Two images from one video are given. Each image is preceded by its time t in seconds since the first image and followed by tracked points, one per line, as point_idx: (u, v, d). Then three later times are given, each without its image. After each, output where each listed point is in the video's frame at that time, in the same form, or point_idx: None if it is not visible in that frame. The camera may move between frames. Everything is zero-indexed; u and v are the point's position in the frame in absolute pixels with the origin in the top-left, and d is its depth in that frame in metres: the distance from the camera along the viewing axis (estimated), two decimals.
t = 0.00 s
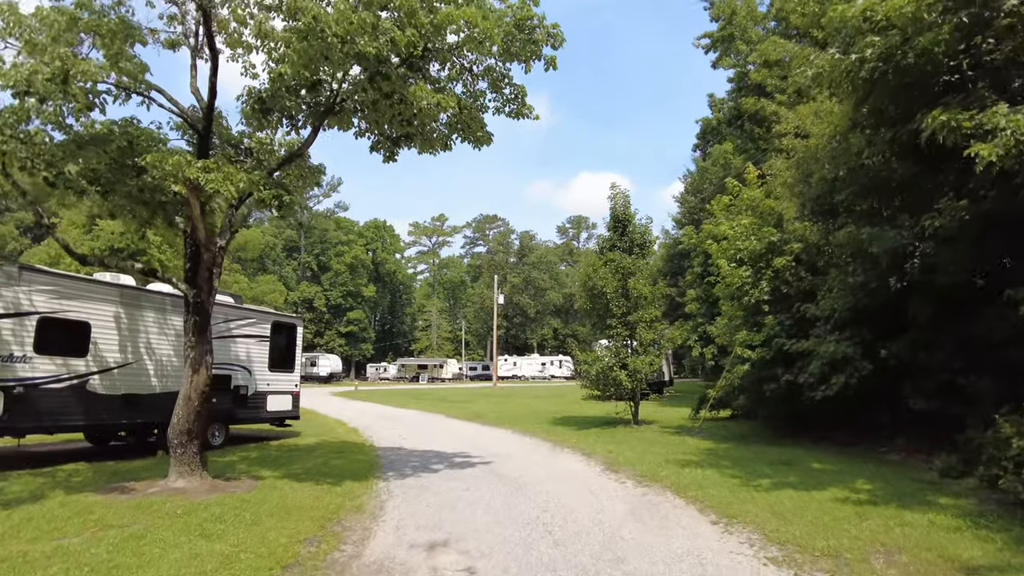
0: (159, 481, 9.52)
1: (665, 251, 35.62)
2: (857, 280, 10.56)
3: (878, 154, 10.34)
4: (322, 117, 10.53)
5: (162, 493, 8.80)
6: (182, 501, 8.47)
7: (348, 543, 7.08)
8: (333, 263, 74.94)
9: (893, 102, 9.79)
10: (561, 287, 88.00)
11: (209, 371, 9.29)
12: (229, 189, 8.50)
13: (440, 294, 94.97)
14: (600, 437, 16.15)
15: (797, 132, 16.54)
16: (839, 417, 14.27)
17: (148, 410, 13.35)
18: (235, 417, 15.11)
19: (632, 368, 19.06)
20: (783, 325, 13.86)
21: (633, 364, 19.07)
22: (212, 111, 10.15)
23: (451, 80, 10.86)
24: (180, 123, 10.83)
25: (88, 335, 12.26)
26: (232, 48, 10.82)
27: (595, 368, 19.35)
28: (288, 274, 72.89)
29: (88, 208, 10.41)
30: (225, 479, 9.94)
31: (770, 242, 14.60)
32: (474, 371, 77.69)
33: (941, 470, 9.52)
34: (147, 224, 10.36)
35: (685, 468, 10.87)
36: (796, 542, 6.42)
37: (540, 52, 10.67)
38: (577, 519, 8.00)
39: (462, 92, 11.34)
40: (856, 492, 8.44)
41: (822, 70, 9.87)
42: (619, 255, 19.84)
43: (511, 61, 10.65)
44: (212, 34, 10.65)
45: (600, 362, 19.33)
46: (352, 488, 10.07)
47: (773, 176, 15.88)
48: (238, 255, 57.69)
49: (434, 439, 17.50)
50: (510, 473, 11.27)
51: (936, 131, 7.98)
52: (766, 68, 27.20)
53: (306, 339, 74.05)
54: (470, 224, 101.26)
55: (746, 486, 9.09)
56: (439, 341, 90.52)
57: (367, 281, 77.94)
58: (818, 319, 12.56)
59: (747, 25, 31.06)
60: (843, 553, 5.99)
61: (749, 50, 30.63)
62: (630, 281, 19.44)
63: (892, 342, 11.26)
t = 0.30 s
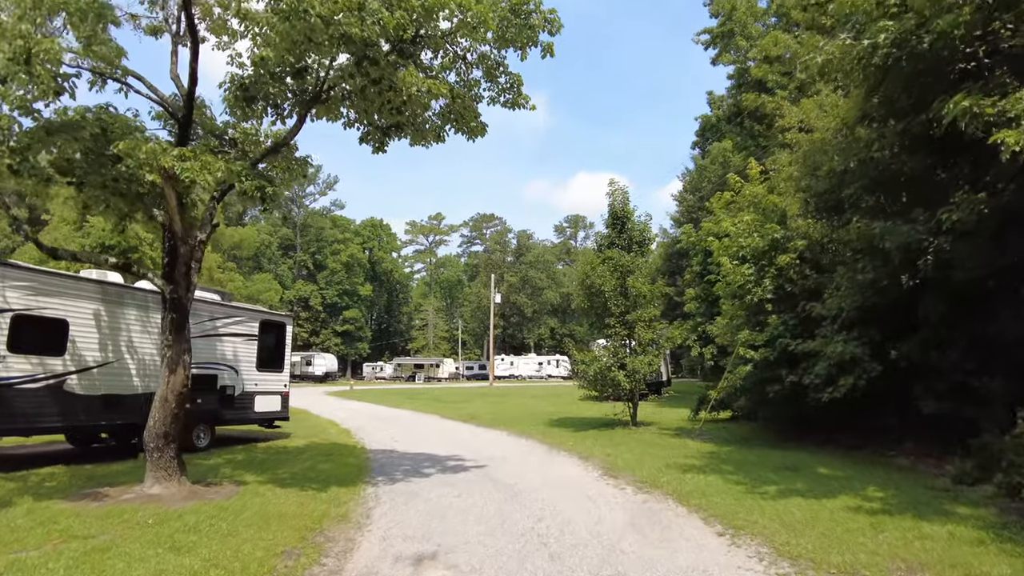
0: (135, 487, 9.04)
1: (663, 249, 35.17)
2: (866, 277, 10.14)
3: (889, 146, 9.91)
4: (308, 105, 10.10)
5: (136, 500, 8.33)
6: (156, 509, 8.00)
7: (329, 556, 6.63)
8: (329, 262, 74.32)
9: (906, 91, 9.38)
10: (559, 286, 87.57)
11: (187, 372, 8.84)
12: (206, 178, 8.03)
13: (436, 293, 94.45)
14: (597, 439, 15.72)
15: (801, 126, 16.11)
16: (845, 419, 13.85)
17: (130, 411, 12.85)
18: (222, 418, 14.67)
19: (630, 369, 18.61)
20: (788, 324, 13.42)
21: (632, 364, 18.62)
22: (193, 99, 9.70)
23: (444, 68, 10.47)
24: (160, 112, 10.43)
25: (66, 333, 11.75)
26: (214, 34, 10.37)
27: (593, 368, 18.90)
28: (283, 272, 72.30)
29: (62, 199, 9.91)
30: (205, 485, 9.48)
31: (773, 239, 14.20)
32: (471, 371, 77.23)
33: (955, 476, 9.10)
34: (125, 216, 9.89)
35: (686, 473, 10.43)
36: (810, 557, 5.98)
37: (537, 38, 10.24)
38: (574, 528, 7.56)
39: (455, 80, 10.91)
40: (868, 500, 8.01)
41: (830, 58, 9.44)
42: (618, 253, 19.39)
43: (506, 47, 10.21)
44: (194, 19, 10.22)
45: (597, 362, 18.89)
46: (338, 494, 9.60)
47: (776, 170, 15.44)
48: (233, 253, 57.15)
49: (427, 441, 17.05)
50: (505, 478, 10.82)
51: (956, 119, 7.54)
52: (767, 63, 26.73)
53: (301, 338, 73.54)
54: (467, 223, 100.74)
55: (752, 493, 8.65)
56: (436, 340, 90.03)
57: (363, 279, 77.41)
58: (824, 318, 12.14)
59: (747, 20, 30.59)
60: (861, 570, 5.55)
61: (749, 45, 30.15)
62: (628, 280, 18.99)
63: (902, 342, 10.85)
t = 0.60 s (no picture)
0: (107, 491, 8.55)
1: (661, 248, 34.73)
2: (876, 270, 9.70)
3: (900, 133, 9.49)
4: (293, 89, 9.65)
5: (106, 504, 7.84)
6: (126, 514, 7.51)
7: (307, 566, 6.15)
8: (325, 261, 73.71)
9: (918, 76, 8.98)
10: (555, 286, 87.14)
11: (162, 369, 8.37)
12: (180, 163, 7.57)
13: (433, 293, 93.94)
14: (595, 439, 15.27)
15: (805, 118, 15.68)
16: (849, 420, 13.40)
17: (109, 411, 12.34)
18: (206, 418, 14.19)
19: (629, 368, 18.17)
20: (791, 321, 12.96)
21: (630, 363, 18.17)
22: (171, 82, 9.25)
23: (434, 52, 10.03)
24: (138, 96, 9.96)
25: (41, 330, 11.26)
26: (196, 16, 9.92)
27: (590, 367, 18.46)
28: (278, 271, 71.75)
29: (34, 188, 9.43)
30: (182, 489, 8.99)
31: (776, 234, 13.78)
32: (467, 371, 76.75)
33: (971, 479, 8.66)
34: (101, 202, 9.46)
35: (688, 476, 9.98)
36: (824, 569, 5.53)
37: (532, 20, 9.79)
38: (570, 536, 7.10)
39: (447, 66, 10.46)
40: (882, 506, 7.55)
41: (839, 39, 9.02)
42: (616, 249, 18.95)
43: (500, 29, 9.77)
44: None
45: (595, 361, 18.44)
46: (322, 499, 9.12)
47: (779, 163, 15.02)
48: (227, 251, 56.61)
49: (420, 441, 16.58)
50: (498, 481, 10.36)
51: (977, 99, 7.09)
52: (767, 57, 26.30)
53: (297, 337, 72.97)
54: (463, 222, 100.25)
55: (758, 498, 8.20)
56: (432, 340, 89.52)
57: (359, 278, 76.88)
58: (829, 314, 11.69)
59: (747, 15, 30.16)
60: None
61: (748, 40, 29.73)
62: (627, 277, 18.54)
63: (912, 339, 10.42)
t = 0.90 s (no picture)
0: (77, 500, 8.04)
1: (661, 246, 34.26)
2: (890, 266, 9.23)
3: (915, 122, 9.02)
4: (281, 76, 9.27)
5: (74, 516, 7.33)
6: (94, 527, 7.01)
7: None
8: (323, 261, 73.12)
9: (934, 60, 8.50)
10: (554, 285, 86.68)
11: (134, 369, 7.88)
12: (152, 151, 7.13)
13: (431, 293, 93.43)
14: (594, 442, 14.78)
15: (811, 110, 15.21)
16: (857, 422, 12.94)
17: (88, 414, 11.82)
18: (192, 421, 13.68)
19: (629, 368, 17.68)
20: (798, 320, 12.48)
21: (630, 363, 17.68)
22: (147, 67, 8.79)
23: (426, 37, 9.58)
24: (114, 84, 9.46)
25: (15, 329, 10.75)
26: None
27: (589, 367, 17.98)
28: (275, 270, 71.26)
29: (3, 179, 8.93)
30: (158, 497, 8.49)
31: (782, 230, 13.35)
32: (466, 371, 76.29)
33: (992, 486, 8.19)
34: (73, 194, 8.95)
35: (693, 483, 9.50)
36: None
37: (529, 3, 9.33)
38: (569, 549, 6.62)
39: (440, 52, 10.00)
40: (902, 517, 7.08)
41: (853, 22, 8.58)
42: (616, 246, 18.46)
43: (495, 13, 9.31)
44: None
45: (594, 361, 17.95)
46: (307, 508, 8.63)
47: (784, 157, 14.54)
48: (223, 251, 56.07)
49: (414, 445, 16.08)
50: (492, 487, 9.88)
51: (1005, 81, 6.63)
52: (769, 52, 25.80)
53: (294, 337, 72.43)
54: (462, 221, 99.75)
55: (770, 507, 7.72)
56: (431, 340, 89.06)
57: (356, 278, 76.34)
58: (839, 312, 11.21)
59: (748, 10, 29.66)
60: None
61: (750, 35, 29.22)
62: (627, 274, 18.06)
63: (926, 338, 9.95)
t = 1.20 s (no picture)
0: (50, 503, 7.59)
1: (663, 244, 33.78)
2: (907, 258, 8.84)
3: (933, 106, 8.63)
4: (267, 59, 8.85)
5: (44, 520, 6.89)
6: (65, 532, 6.58)
7: None
8: (321, 259, 72.63)
9: (954, 40, 8.09)
10: (554, 284, 86.16)
11: (111, 364, 7.46)
12: (126, 131, 6.72)
13: (430, 292, 92.94)
14: (596, 442, 14.33)
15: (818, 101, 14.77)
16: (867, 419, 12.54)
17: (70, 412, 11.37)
18: (180, 420, 13.24)
19: (631, 366, 17.24)
20: (807, 316, 12.05)
21: (632, 361, 17.23)
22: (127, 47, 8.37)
23: (420, 17, 9.14)
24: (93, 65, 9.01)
25: None
26: None
27: (590, 365, 17.52)
28: (273, 269, 70.78)
29: None
30: (137, 500, 8.04)
31: (790, 223, 12.94)
32: (466, 370, 75.84)
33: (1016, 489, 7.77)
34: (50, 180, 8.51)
35: (700, 485, 9.07)
36: None
37: None
38: (571, 556, 6.20)
39: (435, 34, 9.56)
40: (925, 523, 6.65)
41: None
42: (617, 241, 18.01)
43: None
44: None
45: (595, 359, 17.50)
46: (295, 511, 8.19)
47: (791, 148, 14.08)
48: (221, 248, 55.57)
49: (411, 444, 15.64)
50: (490, 489, 9.44)
51: None
52: (773, 45, 25.35)
53: (292, 336, 71.93)
54: (461, 220, 99.25)
55: (783, 511, 7.30)
56: (430, 339, 88.60)
57: (355, 277, 75.85)
58: (850, 307, 10.80)
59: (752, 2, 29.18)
60: None
61: (753, 28, 28.75)
62: (629, 270, 17.62)
63: (943, 333, 9.54)
